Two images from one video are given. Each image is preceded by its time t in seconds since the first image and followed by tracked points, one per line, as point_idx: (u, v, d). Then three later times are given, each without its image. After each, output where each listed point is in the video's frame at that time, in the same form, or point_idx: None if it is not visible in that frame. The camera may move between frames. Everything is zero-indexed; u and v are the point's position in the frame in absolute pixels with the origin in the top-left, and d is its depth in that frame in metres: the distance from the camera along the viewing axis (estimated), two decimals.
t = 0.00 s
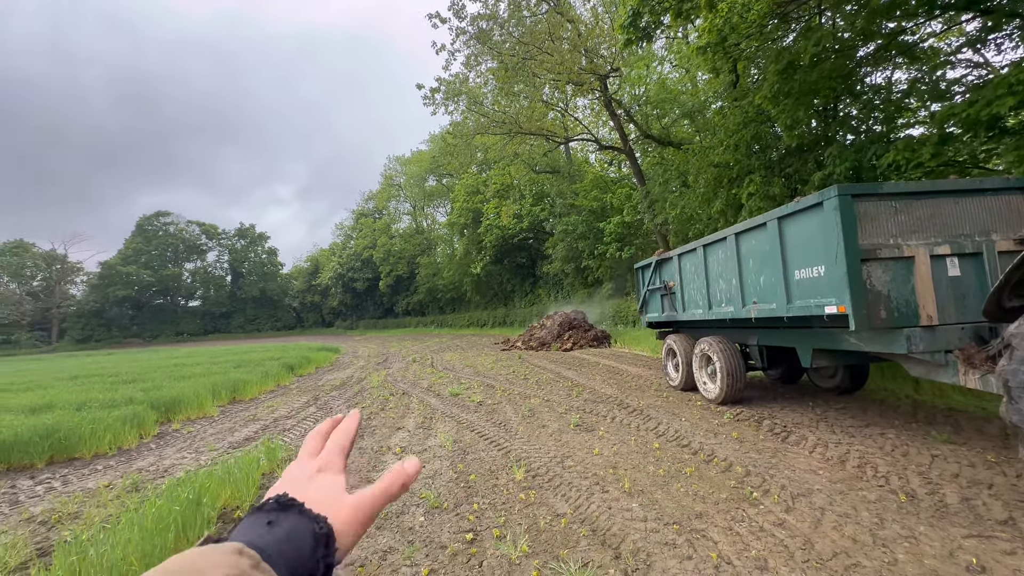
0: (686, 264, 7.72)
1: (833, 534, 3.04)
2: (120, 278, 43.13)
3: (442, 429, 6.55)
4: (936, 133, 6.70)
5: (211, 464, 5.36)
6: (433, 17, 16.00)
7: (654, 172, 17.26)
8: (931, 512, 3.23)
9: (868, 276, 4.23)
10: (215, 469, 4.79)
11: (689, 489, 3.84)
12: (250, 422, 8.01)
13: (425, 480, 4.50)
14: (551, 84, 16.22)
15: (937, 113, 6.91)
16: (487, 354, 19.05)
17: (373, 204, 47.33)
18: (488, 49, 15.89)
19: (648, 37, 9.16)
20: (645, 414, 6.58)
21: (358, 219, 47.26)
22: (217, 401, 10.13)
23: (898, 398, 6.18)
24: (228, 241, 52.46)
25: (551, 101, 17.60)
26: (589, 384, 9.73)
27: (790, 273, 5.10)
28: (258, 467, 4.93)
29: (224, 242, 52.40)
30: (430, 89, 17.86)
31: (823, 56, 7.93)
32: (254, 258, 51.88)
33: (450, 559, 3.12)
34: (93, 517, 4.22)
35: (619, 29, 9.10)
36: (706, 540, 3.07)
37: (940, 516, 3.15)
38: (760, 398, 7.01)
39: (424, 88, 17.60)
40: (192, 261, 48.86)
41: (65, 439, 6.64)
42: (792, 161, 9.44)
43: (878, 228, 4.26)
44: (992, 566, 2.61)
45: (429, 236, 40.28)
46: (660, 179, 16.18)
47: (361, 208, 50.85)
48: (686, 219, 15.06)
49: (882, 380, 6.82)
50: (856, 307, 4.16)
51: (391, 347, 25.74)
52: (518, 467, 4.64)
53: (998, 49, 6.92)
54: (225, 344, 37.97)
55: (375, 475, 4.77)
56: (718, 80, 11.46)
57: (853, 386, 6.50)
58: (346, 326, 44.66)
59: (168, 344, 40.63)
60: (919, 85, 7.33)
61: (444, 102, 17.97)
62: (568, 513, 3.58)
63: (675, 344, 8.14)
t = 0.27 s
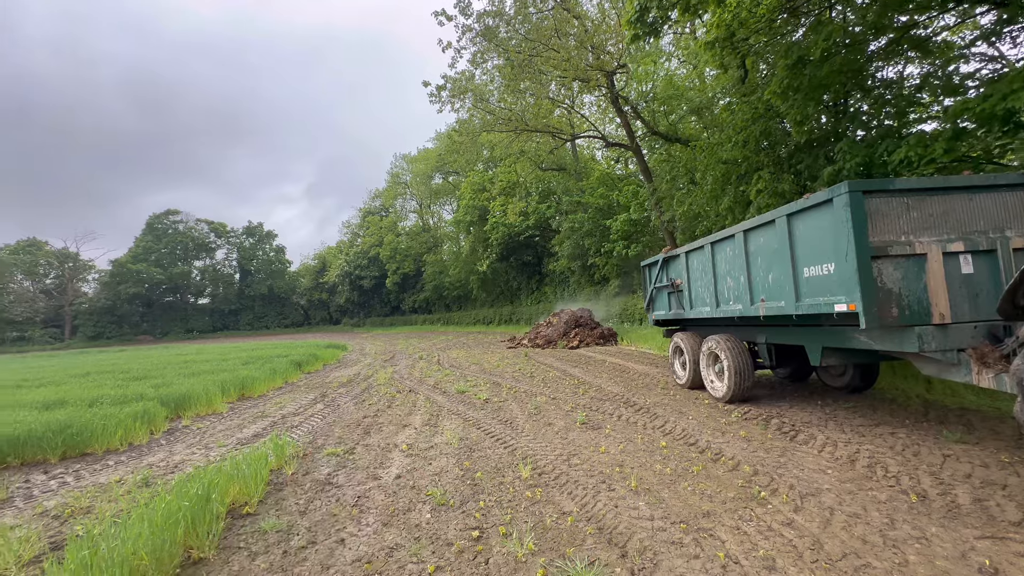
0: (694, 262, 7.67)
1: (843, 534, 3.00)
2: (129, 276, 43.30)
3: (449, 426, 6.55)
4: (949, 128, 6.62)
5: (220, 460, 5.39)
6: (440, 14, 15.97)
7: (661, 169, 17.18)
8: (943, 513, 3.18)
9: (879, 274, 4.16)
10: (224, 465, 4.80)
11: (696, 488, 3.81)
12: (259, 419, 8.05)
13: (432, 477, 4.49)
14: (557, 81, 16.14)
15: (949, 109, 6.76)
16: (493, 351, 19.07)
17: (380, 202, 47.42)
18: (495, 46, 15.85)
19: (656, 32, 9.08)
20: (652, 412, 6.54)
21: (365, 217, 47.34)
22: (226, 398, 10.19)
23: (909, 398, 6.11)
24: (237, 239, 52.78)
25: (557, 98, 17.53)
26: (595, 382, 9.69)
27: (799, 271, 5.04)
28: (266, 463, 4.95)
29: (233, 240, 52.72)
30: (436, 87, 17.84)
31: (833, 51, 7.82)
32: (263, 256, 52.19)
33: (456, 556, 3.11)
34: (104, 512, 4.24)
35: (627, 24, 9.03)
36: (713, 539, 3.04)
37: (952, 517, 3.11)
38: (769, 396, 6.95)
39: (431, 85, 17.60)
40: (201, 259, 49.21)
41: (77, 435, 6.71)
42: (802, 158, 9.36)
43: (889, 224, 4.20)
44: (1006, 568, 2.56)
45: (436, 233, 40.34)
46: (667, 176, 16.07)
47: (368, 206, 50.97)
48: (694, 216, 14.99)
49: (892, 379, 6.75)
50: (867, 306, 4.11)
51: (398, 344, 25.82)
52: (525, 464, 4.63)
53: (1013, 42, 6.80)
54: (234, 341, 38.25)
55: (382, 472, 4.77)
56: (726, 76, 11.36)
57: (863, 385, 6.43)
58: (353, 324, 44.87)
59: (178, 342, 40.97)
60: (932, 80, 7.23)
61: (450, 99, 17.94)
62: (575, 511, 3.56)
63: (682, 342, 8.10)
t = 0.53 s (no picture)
0: (702, 259, 7.62)
1: (855, 534, 2.96)
2: (142, 273, 42.96)
3: (457, 423, 6.55)
4: (964, 122, 6.51)
5: (230, 456, 5.42)
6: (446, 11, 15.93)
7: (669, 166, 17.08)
8: (956, 513, 3.14)
9: (891, 272, 4.10)
10: (234, 461, 4.83)
11: (704, 486, 3.78)
12: (269, 416, 8.09)
13: (439, 474, 4.49)
14: (565, 78, 16.05)
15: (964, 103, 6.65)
16: (501, 349, 19.08)
17: (387, 200, 47.49)
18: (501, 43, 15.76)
19: (664, 27, 8.99)
20: (661, 410, 6.51)
21: (372, 215, 47.43)
22: (236, 394, 10.26)
23: (921, 397, 6.03)
24: (246, 237, 53.09)
25: (565, 95, 17.44)
26: (603, 380, 9.67)
27: (810, 268, 4.99)
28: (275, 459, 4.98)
29: (242, 238, 53.02)
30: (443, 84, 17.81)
31: (845, 45, 7.71)
32: (271, 254, 52.49)
33: (464, 552, 3.10)
34: (118, 506, 4.28)
35: (635, 20, 8.95)
36: (722, 538, 3.01)
37: (966, 518, 3.06)
38: (778, 395, 6.90)
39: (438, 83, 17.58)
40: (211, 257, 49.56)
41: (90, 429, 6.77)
42: (812, 154, 9.26)
43: (902, 221, 4.14)
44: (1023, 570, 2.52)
45: (443, 231, 40.38)
46: (675, 173, 15.95)
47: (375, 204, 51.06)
48: (702, 213, 14.90)
49: (904, 378, 6.67)
50: (878, 304, 4.05)
51: (406, 342, 25.90)
52: (533, 462, 4.61)
53: None
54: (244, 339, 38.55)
55: (390, 468, 4.78)
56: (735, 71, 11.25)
57: (874, 384, 6.36)
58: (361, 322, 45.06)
59: (188, 339, 41.35)
60: (946, 74, 7.12)
61: (457, 96, 17.89)
62: (583, 508, 3.55)
63: (690, 341, 8.06)
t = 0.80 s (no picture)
0: (711, 256, 7.56)
1: (866, 534, 2.92)
2: (155, 271, 43.72)
3: (465, 421, 6.54)
4: (980, 117, 6.41)
5: (240, 452, 5.45)
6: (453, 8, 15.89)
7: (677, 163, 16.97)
8: (969, 514, 3.09)
9: (904, 269, 4.04)
10: (244, 457, 4.86)
11: (713, 485, 3.75)
12: (278, 412, 8.13)
13: (447, 471, 4.49)
14: (572, 75, 15.99)
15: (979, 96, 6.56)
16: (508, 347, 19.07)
17: (395, 198, 47.59)
18: (509, 41, 15.70)
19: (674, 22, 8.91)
20: (669, 408, 6.47)
21: (380, 213, 47.55)
22: (246, 391, 10.33)
23: (935, 396, 5.95)
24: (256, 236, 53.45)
25: (572, 92, 17.37)
26: (611, 378, 9.63)
27: (820, 265, 4.93)
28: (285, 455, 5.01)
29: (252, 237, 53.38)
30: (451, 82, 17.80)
31: (857, 39, 7.60)
32: (281, 252, 52.82)
33: (471, 549, 3.09)
34: (132, 501, 4.32)
35: (643, 15, 8.89)
36: (731, 537, 2.98)
37: (980, 519, 3.01)
38: (788, 393, 6.84)
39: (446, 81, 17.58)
40: (221, 255, 49.95)
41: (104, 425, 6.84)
42: (824, 150, 9.17)
43: (916, 218, 4.08)
44: None
45: (450, 229, 40.41)
46: (684, 170, 15.84)
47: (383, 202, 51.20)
48: (711, 211, 14.81)
49: (917, 377, 6.58)
50: (891, 302, 4.00)
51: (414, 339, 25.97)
52: (541, 460, 4.59)
53: None
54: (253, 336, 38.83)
55: (398, 465, 4.78)
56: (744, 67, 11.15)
57: (885, 383, 6.29)
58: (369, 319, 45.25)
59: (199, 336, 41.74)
60: (962, 67, 7.00)
61: (464, 95, 17.86)
62: (590, 506, 3.53)
63: (699, 339, 8.01)
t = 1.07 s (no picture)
0: (721, 255, 7.49)
1: (880, 536, 2.87)
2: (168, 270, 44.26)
3: (475, 419, 6.53)
4: (1000, 111, 6.31)
5: (252, 448, 5.48)
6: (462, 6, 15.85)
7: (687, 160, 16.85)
8: (987, 516, 3.02)
9: (920, 267, 3.97)
10: (257, 453, 4.89)
11: (724, 485, 3.70)
12: (290, 409, 8.17)
13: (457, 469, 4.48)
14: (581, 72, 15.90)
15: (999, 91, 6.45)
16: (517, 345, 19.06)
17: (404, 196, 47.69)
18: (517, 38, 15.63)
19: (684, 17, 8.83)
20: (679, 407, 6.43)
21: (389, 212, 47.67)
22: (258, 388, 10.40)
23: (951, 396, 5.85)
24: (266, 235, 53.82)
25: (581, 90, 17.27)
26: (620, 376, 9.58)
27: (834, 264, 4.87)
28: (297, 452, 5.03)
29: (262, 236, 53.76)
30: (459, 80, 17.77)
31: (871, 33, 7.48)
32: (291, 251, 53.14)
33: (481, 546, 3.08)
34: (148, 495, 4.36)
35: (653, 11, 8.81)
36: (743, 537, 2.95)
37: (998, 522, 2.95)
38: (800, 393, 6.76)
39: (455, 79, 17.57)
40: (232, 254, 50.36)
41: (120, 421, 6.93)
42: (837, 147, 9.06)
43: (933, 215, 4.01)
44: None
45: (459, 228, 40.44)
46: (694, 167, 15.71)
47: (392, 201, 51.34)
48: (722, 208, 14.70)
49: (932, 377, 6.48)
50: (907, 300, 3.93)
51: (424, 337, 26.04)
52: (550, 458, 4.57)
53: None
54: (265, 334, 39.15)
55: (408, 462, 4.78)
56: (755, 62, 11.03)
57: (900, 382, 6.20)
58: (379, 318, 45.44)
59: (212, 334, 42.17)
60: (980, 61, 6.87)
61: (473, 93, 17.81)
62: (601, 505, 3.50)
63: (709, 337, 7.94)
